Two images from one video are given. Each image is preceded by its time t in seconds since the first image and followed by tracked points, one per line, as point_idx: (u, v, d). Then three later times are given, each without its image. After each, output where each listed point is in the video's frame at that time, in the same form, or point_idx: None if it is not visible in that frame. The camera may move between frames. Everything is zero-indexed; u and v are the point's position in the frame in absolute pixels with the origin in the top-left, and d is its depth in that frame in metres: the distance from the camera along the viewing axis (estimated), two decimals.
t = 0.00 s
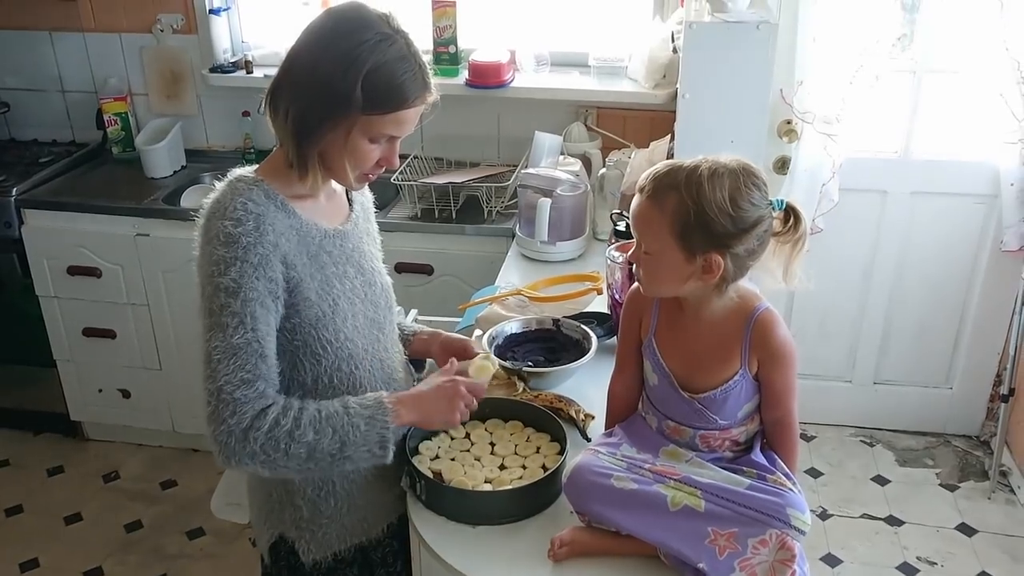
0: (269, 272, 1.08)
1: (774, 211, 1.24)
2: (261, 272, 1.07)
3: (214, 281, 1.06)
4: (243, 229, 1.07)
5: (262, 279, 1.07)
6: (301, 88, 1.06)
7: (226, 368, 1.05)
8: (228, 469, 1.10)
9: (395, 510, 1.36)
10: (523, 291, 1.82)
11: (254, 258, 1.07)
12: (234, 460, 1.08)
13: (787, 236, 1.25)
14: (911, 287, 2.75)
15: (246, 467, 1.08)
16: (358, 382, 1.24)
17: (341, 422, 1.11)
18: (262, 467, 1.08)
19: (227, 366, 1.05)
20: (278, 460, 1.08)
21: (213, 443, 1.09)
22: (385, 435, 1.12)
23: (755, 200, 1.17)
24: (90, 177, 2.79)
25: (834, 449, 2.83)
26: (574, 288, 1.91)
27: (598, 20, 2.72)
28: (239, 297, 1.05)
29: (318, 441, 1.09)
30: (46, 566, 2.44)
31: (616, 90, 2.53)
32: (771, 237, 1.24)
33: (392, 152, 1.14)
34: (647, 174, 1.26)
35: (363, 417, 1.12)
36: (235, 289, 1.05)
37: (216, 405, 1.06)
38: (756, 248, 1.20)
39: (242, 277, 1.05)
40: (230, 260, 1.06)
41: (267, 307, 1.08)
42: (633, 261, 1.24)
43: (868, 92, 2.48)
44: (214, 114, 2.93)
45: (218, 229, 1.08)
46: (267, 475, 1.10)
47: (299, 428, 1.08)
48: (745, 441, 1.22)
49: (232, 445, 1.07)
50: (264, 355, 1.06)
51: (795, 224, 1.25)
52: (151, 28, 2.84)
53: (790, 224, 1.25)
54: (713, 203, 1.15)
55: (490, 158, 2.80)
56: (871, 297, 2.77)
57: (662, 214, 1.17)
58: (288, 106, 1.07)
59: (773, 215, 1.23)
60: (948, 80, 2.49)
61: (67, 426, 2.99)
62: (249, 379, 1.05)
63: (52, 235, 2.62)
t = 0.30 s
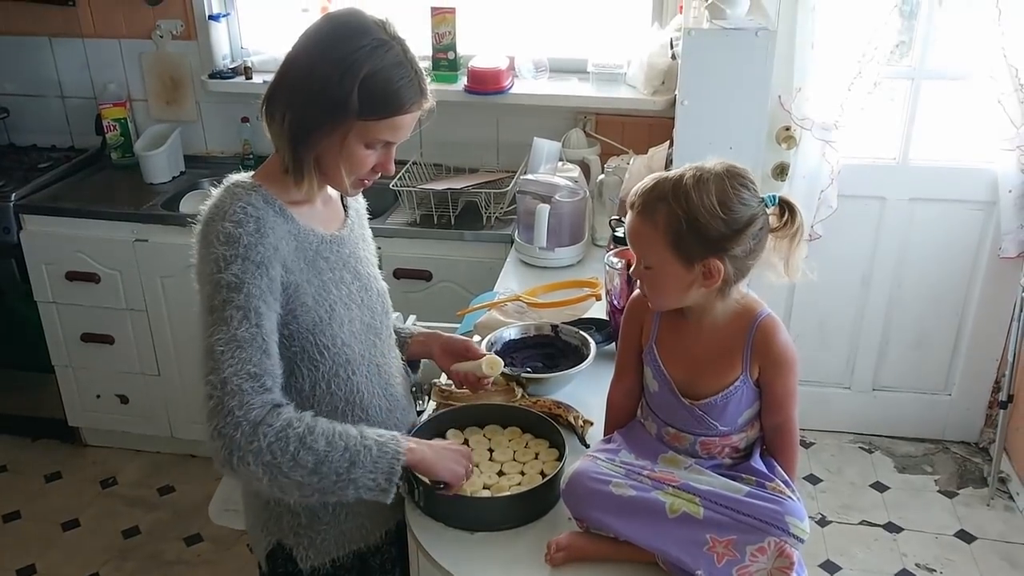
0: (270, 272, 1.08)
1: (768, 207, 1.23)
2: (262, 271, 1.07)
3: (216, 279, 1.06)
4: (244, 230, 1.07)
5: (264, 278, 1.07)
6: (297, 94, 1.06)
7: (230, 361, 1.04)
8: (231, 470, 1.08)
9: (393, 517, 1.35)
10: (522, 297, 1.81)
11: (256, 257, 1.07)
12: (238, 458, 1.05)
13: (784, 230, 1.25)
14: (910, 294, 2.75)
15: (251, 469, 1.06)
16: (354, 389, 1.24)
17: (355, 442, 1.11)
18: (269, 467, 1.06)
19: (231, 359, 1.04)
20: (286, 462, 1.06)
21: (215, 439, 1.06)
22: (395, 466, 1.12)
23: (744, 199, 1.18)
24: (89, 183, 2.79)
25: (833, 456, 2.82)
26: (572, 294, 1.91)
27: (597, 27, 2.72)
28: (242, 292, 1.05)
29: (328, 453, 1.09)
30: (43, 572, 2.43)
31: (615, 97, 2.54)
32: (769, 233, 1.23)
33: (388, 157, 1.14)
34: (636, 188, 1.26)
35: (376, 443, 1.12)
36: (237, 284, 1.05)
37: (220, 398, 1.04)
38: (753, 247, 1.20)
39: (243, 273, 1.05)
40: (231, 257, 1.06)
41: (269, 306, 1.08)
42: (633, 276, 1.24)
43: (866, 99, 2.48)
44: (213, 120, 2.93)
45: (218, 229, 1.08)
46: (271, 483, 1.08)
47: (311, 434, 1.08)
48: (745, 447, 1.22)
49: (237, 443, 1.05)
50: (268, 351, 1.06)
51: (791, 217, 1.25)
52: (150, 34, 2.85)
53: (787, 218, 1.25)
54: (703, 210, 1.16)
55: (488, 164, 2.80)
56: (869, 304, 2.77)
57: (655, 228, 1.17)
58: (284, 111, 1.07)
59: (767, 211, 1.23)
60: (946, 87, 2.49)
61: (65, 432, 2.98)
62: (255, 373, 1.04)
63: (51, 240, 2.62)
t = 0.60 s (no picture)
0: (274, 274, 1.09)
1: (763, 209, 1.24)
2: (266, 273, 1.08)
3: (221, 281, 1.06)
4: (247, 233, 1.07)
5: (268, 280, 1.08)
6: (297, 99, 1.06)
7: (243, 360, 1.04)
8: (250, 470, 1.07)
9: (391, 521, 1.35)
10: (520, 301, 1.82)
11: (260, 259, 1.07)
12: (258, 456, 1.05)
13: (780, 231, 1.26)
14: (908, 299, 2.75)
15: (271, 468, 1.06)
16: (352, 393, 1.24)
17: (368, 432, 1.11)
18: (290, 464, 1.06)
19: (244, 359, 1.04)
20: (307, 458, 1.07)
21: (232, 439, 1.06)
22: (407, 456, 1.12)
23: (737, 202, 1.18)
24: (88, 186, 2.79)
25: (831, 461, 2.82)
26: (571, 298, 1.91)
27: (596, 31, 2.73)
28: (248, 293, 1.05)
29: (347, 445, 1.09)
30: None
31: (614, 102, 2.54)
32: (765, 235, 1.24)
33: (387, 162, 1.14)
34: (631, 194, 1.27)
35: (388, 434, 1.12)
36: (244, 286, 1.05)
37: (235, 398, 1.04)
38: (750, 251, 1.20)
39: (249, 274, 1.06)
40: (235, 260, 1.06)
41: (274, 307, 1.08)
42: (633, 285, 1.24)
43: (865, 104, 2.49)
44: (213, 124, 2.94)
45: (219, 233, 1.08)
46: (291, 482, 1.07)
47: (328, 429, 1.08)
48: (744, 452, 1.22)
49: (257, 442, 1.05)
50: (277, 350, 1.06)
51: (786, 219, 1.25)
52: (150, 39, 2.85)
53: (782, 219, 1.25)
54: (697, 216, 1.16)
55: (488, 168, 2.81)
56: (867, 309, 2.78)
57: (650, 237, 1.18)
58: (284, 115, 1.07)
59: (762, 214, 1.23)
60: (945, 92, 2.50)
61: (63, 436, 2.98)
62: (268, 372, 1.05)
63: (49, 244, 2.62)
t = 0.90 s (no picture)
0: (270, 277, 1.08)
1: (760, 211, 1.24)
2: (262, 277, 1.07)
3: (217, 285, 1.06)
4: (245, 236, 1.07)
5: (264, 284, 1.07)
6: (299, 101, 1.06)
7: (231, 366, 1.03)
8: (234, 475, 1.08)
9: (391, 524, 1.35)
10: (520, 304, 1.82)
11: (256, 263, 1.07)
12: (239, 462, 1.05)
13: (778, 234, 1.26)
14: (907, 301, 2.76)
15: (254, 473, 1.06)
16: (351, 395, 1.24)
17: (356, 432, 1.10)
18: (271, 471, 1.06)
19: (232, 364, 1.03)
20: (290, 462, 1.06)
21: (216, 446, 1.07)
22: (399, 451, 1.11)
23: (735, 205, 1.18)
24: (88, 188, 2.80)
25: (831, 463, 2.82)
26: (570, 300, 1.91)
27: (595, 34, 2.73)
28: (242, 298, 1.05)
29: (331, 448, 1.08)
30: None
31: (614, 104, 2.54)
32: (763, 237, 1.24)
33: (389, 165, 1.14)
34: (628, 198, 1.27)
35: (377, 435, 1.11)
36: (239, 290, 1.05)
37: (222, 404, 1.04)
38: (748, 254, 1.20)
39: (244, 278, 1.05)
40: (232, 263, 1.06)
41: (269, 311, 1.08)
42: (631, 289, 1.24)
43: (865, 106, 2.49)
44: (213, 126, 2.94)
45: (217, 236, 1.08)
46: (276, 485, 1.08)
47: (310, 432, 1.07)
48: (744, 454, 1.22)
49: (240, 448, 1.05)
50: (268, 356, 1.06)
51: (784, 221, 1.25)
52: (150, 41, 2.86)
53: (780, 221, 1.25)
54: (695, 220, 1.16)
55: (487, 171, 2.81)
56: (867, 311, 2.78)
57: (648, 240, 1.18)
58: (286, 118, 1.07)
59: (760, 216, 1.23)
60: (944, 94, 2.50)
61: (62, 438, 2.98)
62: (256, 379, 1.04)
63: (49, 246, 2.62)
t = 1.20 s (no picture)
0: (272, 282, 1.08)
1: (759, 212, 1.24)
2: (264, 282, 1.07)
3: (219, 290, 1.06)
4: (246, 240, 1.07)
5: (266, 290, 1.07)
6: (300, 103, 1.06)
7: (233, 376, 1.04)
8: (232, 482, 1.10)
9: (391, 525, 1.35)
10: (520, 305, 1.82)
11: (258, 268, 1.07)
12: (239, 472, 1.07)
13: (777, 234, 1.25)
14: (908, 302, 2.76)
15: (251, 484, 1.08)
16: (352, 396, 1.24)
17: (349, 453, 1.13)
18: (269, 482, 1.08)
19: (235, 374, 1.04)
20: (286, 478, 1.09)
21: (216, 454, 1.08)
22: (385, 477, 1.14)
23: (733, 206, 1.18)
24: (89, 189, 2.80)
25: (831, 465, 2.82)
26: (571, 301, 1.91)
27: (596, 35, 2.73)
28: (245, 305, 1.05)
29: (326, 469, 1.11)
30: None
31: (614, 105, 2.54)
32: (763, 237, 1.24)
33: (389, 166, 1.14)
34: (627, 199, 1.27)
35: (368, 455, 1.14)
36: (241, 297, 1.05)
37: (224, 413, 1.05)
38: (747, 255, 1.20)
39: (247, 285, 1.05)
40: (234, 269, 1.06)
41: (271, 317, 1.08)
42: (631, 291, 1.24)
43: (865, 107, 2.49)
44: (213, 127, 2.94)
45: (219, 239, 1.07)
46: (269, 497, 1.10)
47: (310, 451, 1.09)
48: (744, 455, 1.22)
49: (241, 459, 1.06)
50: (270, 366, 1.06)
51: (783, 222, 1.25)
52: (150, 42, 2.86)
53: (779, 222, 1.25)
54: (694, 222, 1.16)
55: (487, 171, 2.81)
56: (867, 312, 2.78)
57: (647, 243, 1.18)
58: (286, 118, 1.07)
59: (758, 217, 1.23)
60: (944, 95, 2.50)
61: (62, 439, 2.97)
62: (257, 389, 1.05)
63: (48, 247, 2.62)
